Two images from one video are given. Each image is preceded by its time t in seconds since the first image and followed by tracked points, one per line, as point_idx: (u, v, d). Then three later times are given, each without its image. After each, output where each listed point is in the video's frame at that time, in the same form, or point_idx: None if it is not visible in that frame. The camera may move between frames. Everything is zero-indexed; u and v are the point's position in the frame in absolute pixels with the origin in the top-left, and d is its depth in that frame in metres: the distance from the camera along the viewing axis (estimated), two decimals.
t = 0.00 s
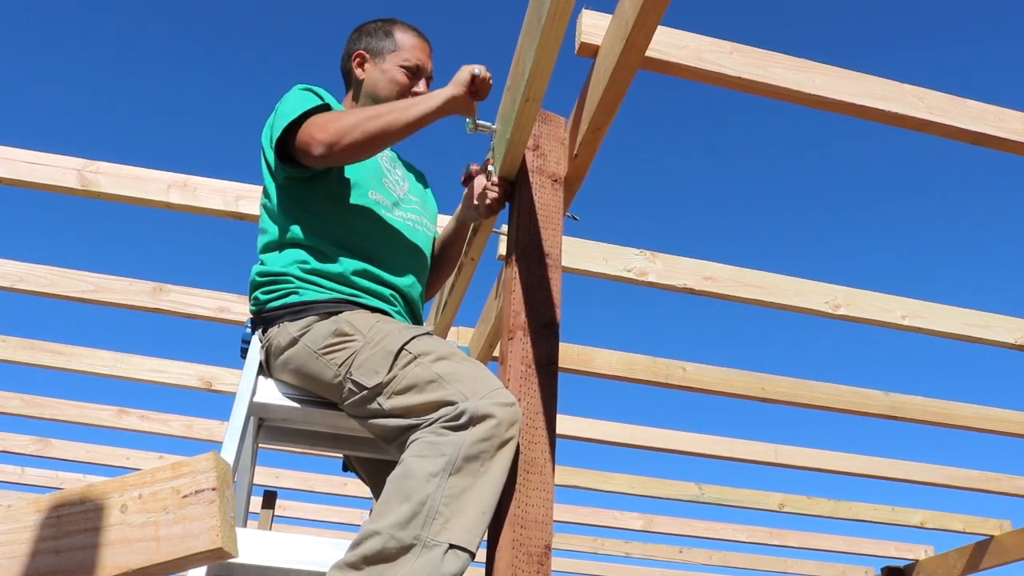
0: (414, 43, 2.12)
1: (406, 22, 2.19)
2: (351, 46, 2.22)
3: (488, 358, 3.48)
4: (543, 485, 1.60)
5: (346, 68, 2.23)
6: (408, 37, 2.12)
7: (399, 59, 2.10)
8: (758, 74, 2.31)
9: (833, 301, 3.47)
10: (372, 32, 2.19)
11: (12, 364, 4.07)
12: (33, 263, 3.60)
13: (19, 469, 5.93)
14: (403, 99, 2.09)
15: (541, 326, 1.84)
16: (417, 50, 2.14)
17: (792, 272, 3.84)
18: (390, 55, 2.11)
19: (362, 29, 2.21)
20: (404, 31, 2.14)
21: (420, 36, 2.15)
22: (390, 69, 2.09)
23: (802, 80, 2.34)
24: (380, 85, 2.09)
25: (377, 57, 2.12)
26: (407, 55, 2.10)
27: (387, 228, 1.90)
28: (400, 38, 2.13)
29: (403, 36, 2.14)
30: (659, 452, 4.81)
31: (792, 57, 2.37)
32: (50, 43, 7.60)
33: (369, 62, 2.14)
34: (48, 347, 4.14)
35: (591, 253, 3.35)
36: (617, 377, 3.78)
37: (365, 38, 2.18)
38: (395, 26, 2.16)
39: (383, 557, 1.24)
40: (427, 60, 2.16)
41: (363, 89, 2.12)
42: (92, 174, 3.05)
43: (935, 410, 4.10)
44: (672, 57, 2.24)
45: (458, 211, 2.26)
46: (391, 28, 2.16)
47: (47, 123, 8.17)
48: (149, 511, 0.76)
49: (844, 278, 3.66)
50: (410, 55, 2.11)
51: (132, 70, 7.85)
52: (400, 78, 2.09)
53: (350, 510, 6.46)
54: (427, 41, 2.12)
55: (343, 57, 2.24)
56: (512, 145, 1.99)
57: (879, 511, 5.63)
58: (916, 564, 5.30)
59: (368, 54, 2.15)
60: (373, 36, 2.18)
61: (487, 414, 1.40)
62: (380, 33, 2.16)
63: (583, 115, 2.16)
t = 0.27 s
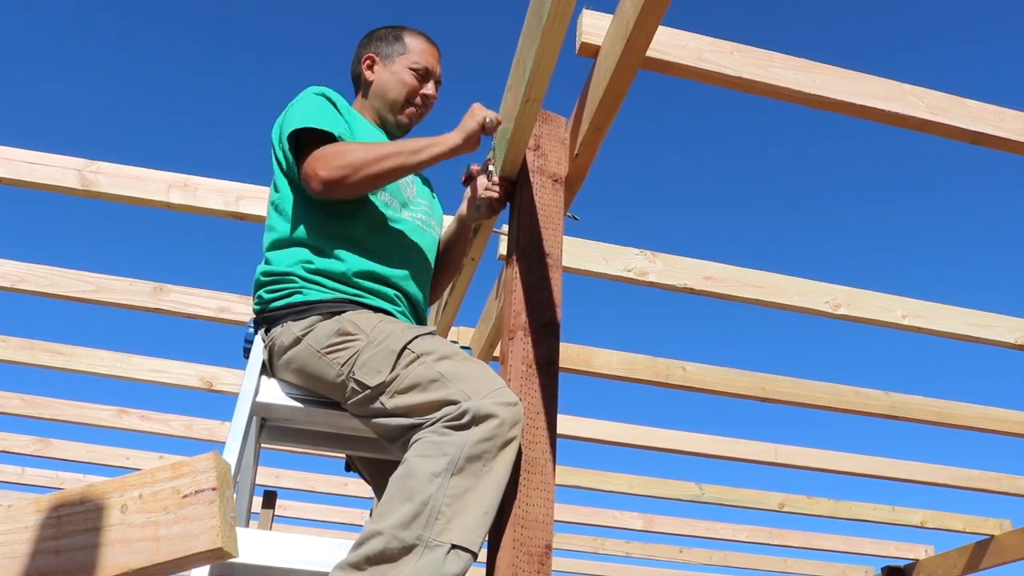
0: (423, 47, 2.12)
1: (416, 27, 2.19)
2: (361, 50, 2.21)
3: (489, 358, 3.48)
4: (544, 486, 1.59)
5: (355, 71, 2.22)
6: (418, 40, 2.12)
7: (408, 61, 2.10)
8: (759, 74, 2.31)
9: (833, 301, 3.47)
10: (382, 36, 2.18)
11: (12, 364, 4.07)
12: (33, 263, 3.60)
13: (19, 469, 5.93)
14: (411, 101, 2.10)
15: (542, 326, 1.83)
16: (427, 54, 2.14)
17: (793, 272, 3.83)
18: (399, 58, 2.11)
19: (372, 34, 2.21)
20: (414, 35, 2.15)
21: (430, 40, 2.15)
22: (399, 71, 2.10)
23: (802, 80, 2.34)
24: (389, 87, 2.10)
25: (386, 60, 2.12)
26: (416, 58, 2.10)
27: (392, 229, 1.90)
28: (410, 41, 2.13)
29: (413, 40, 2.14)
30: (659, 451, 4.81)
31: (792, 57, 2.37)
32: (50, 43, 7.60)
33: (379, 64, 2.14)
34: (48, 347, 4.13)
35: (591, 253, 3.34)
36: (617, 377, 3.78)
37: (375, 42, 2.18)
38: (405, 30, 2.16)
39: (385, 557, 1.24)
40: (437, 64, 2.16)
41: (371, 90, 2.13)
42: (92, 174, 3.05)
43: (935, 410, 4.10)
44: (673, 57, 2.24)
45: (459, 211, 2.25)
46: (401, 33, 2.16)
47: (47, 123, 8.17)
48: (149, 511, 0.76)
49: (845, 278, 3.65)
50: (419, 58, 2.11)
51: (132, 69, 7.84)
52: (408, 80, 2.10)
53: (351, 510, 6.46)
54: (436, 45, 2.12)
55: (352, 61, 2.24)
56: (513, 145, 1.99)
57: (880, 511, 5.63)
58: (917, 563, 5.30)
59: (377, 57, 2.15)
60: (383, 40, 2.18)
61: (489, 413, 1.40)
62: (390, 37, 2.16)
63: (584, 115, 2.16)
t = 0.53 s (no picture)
0: (423, 47, 2.12)
1: (416, 27, 2.20)
2: (361, 50, 2.22)
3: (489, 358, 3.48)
4: (543, 485, 1.60)
5: (354, 72, 2.22)
6: (417, 40, 2.13)
7: (407, 61, 2.10)
8: (758, 74, 2.31)
9: (833, 301, 3.47)
10: (382, 37, 2.18)
11: (13, 364, 4.07)
12: (34, 263, 3.60)
13: (19, 469, 5.93)
14: (410, 100, 2.10)
15: (541, 326, 1.84)
16: (426, 54, 2.14)
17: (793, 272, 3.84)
18: (398, 58, 2.12)
19: (372, 34, 2.21)
20: (413, 35, 2.15)
21: (429, 40, 2.16)
22: (399, 71, 2.10)
23: (802, 81, 2.34)
24: (388, 86, 2.10)
25: (386, 60, 2.13)
26: (416, 58, 2.10)
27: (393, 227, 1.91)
28: (410, 41, 2.13)
29: (413, 40, 2.14)
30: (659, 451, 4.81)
31: (792, 57, 2.37)
32: (50, 43, 7.61)
33: (378, 64, 2.14)
34: (49, 347, 4.14)
35: (591, 253, 3.35)
36: (617, 377, 3.78)
37: (375, 42, 2.18)
38: (405, 30, 2.16)
39: (385, 557, 1.24)
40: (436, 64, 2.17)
41: (371, 90, 2.13)
42: (93, 174, 3.05)
43: (935, 410, 4.10)
44: (672, 57, 2.24)
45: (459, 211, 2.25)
46: (401, 33, 2.16)
47: (47, 122, 8.17)
48: (149, 511, 0.76)
49: (845, 278, 3.65)
50: (419, 58, 2.11)
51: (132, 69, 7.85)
52: (408, 80, 2.10)
53: (351, 509, 6.46)
54: (435, 45, 2.12)
55: (352, 62, 2.24)
56: (512, 145, 1.99)
57: (880, 511, 5.63)
58: (917, 563, 5.30)
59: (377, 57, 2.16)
60: (382, 40, 2.18)
61: (488, 413, 1.40)
62: (390, 37, 2.16)
63: (583, 114, 2.16)
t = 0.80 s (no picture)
0: (425, 49, 2.12)
1: (418, 29, 2.20)
2: (363, 52, 2.23)
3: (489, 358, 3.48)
4: (544, 485, 1.60)
5: (356, 73, 2.24)
6: (419, 42, 2.13)
7: (410, 61, 2.09)
8: (758, 74, 2.31)
9: (833, 301, 3.47)
10: (385, 38, 2.19)
11: (13, 364, 4.07)
12: (34, 263, 3.60)
13: (20, 468, 5.93)
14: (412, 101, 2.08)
15: (541, 326, 1.84)
16: (429, 55, 2.13)
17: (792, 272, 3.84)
18: (400, 59, 2.11)
19: (375, 35, 2.22)
20: (416, 37, 2.15)
21: (431, 42, 2.16)
22: (400, 72, 2.09)
23: (802, 80, 2.34)
24: (390, 87, 2.08)
25: (388, 60, 2.13)
26: (418, 59, 2.10)
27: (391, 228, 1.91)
28: (412, 43, 2.13)
29: (415, 42, 2.14)
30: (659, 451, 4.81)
31: (792, 57, 2.37)
32: (50, 43, 7.61)
33: (380, 65, 2.14)
34: (49, 347, 4.14)
35: (591, 253, 3.35)
36: (617, 377, 3.78)
37: (377, 42, 2.19)
38: (407, 32, 2.17)
39: (384, 557, 1.24)
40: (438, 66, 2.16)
41: (373, 90, 2.12)
42: (93, 174, 3.05)
43: (935, 410, 4.10)
44: (672, 57, 2.24)
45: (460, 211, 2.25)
46: (403, 34, 2.17)
47: (47, 122, 8.17)
48: (149, 511, 0.76)
49: (845, 278, 3.65)
50: (421, 59, 2.11)
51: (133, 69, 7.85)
52: (409, 80, 2.08)
53: (351, 509, 6.46)
54: (437, 47, 2.12)
55: (354, 63, 2.24)
56: (513, 145, 1.99)
57: (880, 511, 5.63)
58: (916, 563, 5.31)
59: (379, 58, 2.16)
60: (385, 41, 2.19)
61: (488, 413, 1.40)
62: (392, 39, 2.17)
63: (583, 114, 2.16)
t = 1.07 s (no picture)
0: (423, 49, 2.12)
1: (416, 29, 2.19)
2: (361, 50, 2.22)
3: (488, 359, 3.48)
4: (544, 486, 1.60)
5: (353, 71, 2.23)
6: (417, 42, 2.13)
7: (407, 63, 2.10)
8: (758, 74, 2.31)
9: (833, 301, 3.47)
10: (382, 37, 2.18)
11: (13, 364, 4.07)
12: (34, 263, 3.60)
13: (19, 468, 5.93)
14: (409, 102, 2.11)
15: (541, 326, 1.83)
16: (426, 56, 2.14)
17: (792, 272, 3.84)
18: (397, 59, 2.11)
19: (373, 34, 2.21)
20: (414, 37, 2.15)
21: (429, 42, 2.15)
22: (398, 72, 2.10)
23: (802, 81, 2.34)
24: (387, 88, 2.10)
25: (386, 60, 2.13)
26: (416, 60, 2.10)
27: (394, 226, 1.91)
28: (410, 43, 2.13)
29: (413, 42, 2.14)
30: (659, 451, 4.81)
31: (792, 57, 2.37)
32: (50, 43, 7.61)
33: (378, 65, 2.14)
34: (48, 347, 4.14)
35: (591, 253, 3.35)
36: (617, 376, 3.78)
37: (375, 42, 2.18)
38: (405, 32, 2.16)
39: (386, 557, 1.24)
40: (436, 66, 2.16)
41: (370, 90, 2.13)
42: (93, 174, 3.05)
43: (935, 410, 4.10)
44: (672, 56, 2.24)
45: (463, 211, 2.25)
46: (401, 34, 2.16)
47: (47, 122, 8.17)
48: (149, 511, 0.76)
49: (844, 278, 3.65)
50: (418, 60, 2.11)
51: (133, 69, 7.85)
52: (406, 82, 2.10)
53: (350, 510, 6.46)
54: (435, 48, 2.12)
55: (352, 61, 2.24)
56: (513, 145, 1.99)
57: (879, 511, 5.63)
58: (916, 563, 5.31)
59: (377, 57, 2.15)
60: (383, 41, 2.18)
61: (490, 413, 1.40)
62: (390, 39, 2.16)
63: (583, 115, 2.16)
